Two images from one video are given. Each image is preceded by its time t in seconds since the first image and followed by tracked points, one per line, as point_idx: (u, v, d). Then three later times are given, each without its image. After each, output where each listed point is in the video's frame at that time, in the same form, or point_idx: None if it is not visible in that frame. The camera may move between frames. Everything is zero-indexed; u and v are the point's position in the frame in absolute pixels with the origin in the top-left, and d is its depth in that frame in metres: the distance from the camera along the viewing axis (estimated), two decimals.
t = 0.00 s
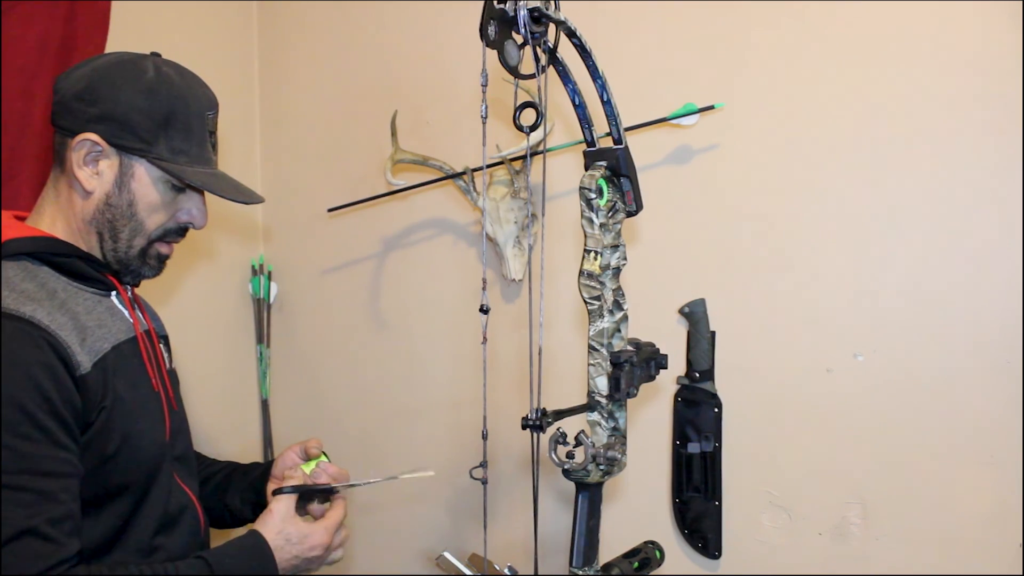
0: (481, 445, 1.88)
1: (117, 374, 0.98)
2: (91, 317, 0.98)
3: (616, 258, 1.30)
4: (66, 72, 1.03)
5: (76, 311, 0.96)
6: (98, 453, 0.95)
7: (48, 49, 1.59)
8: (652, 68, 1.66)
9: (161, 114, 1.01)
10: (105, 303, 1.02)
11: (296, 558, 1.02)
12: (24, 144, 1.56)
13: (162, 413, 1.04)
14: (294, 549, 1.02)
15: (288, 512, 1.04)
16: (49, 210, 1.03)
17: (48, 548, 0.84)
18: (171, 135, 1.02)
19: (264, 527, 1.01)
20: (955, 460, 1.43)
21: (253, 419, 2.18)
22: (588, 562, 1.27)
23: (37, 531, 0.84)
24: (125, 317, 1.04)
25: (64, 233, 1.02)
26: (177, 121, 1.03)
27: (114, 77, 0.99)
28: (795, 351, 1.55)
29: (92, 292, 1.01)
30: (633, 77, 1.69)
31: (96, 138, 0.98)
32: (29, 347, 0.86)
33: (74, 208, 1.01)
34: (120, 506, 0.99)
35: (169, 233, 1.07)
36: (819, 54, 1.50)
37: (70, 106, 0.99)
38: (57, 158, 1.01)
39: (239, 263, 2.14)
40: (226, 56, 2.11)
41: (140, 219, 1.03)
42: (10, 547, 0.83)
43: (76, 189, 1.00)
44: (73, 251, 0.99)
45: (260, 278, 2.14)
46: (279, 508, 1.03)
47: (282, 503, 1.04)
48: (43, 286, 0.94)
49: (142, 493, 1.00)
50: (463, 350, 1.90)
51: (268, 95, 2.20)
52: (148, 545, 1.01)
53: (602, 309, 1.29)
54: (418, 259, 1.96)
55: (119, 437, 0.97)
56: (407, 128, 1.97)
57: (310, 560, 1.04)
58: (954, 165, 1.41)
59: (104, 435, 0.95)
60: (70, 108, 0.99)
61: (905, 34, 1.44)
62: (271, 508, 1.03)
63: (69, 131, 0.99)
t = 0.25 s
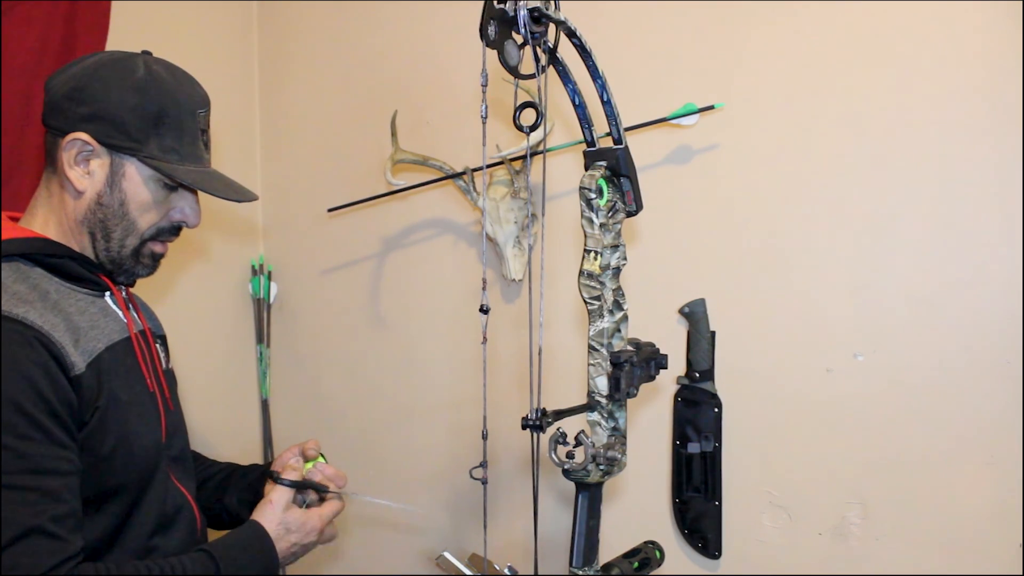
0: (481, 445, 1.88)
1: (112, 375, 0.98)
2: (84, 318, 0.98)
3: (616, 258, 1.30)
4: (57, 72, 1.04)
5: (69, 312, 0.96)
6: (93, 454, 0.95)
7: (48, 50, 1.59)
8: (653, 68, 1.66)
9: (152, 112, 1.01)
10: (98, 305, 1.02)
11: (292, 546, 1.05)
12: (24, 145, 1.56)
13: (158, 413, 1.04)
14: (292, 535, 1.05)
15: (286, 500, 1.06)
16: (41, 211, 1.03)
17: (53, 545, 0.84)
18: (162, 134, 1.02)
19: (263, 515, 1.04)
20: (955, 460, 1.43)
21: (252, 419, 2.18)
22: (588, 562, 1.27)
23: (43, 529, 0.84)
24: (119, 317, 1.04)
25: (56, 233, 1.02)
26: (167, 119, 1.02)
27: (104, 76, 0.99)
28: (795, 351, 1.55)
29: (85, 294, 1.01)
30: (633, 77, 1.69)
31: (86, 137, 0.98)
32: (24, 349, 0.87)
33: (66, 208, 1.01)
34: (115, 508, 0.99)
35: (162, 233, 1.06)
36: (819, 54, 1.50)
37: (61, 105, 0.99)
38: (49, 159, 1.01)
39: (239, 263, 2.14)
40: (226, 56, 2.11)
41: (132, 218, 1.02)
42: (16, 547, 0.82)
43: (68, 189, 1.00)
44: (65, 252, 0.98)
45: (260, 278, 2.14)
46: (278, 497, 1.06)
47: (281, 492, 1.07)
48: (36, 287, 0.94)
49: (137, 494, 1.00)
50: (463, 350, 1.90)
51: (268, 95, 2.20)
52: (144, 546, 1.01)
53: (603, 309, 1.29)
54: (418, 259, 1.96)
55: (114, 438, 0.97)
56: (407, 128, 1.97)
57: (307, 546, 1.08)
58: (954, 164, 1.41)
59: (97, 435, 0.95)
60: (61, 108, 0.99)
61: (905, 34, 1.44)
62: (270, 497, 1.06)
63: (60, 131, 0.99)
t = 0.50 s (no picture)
0: (481, 445, 1.88)
1: (109, 375, 0.98)
2: (79, 318, 0.98)
3: (616, 259, 1.30)
4: (53, 71, 1.03)
5: (65, 313, 0.96)
6: (90, 454, 0.95)
7: (48, 50, 1.58)
8: (652, 69, 1.66)
9: (148, 112, 1.01)
10: (94, 305, 1.02)
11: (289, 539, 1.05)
12: (24, 144, 1.56)
13: (155, 414, 1.04)
14: (290, 527, 1.05)
15: (282, 494, 1.07)
16: (38, 210, 1.02)
17: (46, 546, 0.84)
18: (159, 134, 1.02)
19: (259, 508, 1.04)
20: (954, 460, 1.43)
21: (252, 419, 2.17)
22: (588, 562, 1.27)
23: (36, 529, 0.84)
24: (115, 318, 1.04)
25: (53, 234, 1.02)
26: (164, 119, 1.02)
27: (101, 77, 0.99)
28: (795, 351, 1.55)
29: (81, 294, 1.01)
30: (633, 77, 1.69)
31: (83, 138, 0.98)
32: (19, 349, 0.87)
33: (63, 208, 1.01)
34: (112, 508, 0.99)
35: (159, 233, 1.07)
36: (819, 54, 1.50)
37: (57, 105, 0.98)
38: (45, 159, 1.01)
39: (239, 263, 2.14)
40: (226, 56, 2.10)
41: (129, 218, 1.02)
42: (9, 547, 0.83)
43: (64, 189, 1.00)
44: (62, 252, 0.98)
45: (260, 278, 2.14)
46: (274, 490, 1.06)
47: (277, 486, 1.07)
48: (31, 287, 0.94)
49: (134, 494, 1.00)
50: (463, 350, 1.90)
51: (268, 95, 2.20)
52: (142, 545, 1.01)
53: (602, 309, 1.29)
54: (417, 259, 1.96)
55: (111, 438, 0.97)
56: (407, 129, 1.97)
57: (307, 540, 1.07)
58: (954, 165, 1.41)
59: (94, 436, 0.95)
60: (57, 108, 0.99)
61: (905, 34, 1.44)
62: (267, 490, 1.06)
63: (56, 131, 0.99)
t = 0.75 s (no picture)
0: (481, 445, 1.88)
1: (106, 375, 0.98)
2: (76, 318, 0.98)
3: (616, 258, 1.30)
4: (51, 72, 1.04)
5: (62, 312, 0.96)
6: (87, 454, 0.95)
7: (48, 50, 1.59)
8: (652, 69, 1.66)
9: (144, 112, 1.01)
10: (92, 305, 1.02)
11: (291, 537, 1.05)
12: (24, 144, 1.56)
13: (152, 414, 1.04)
14: (288, 523, 1.05)
15: (283, 492, 1.07)
16: (35, 210, 1.03)
17: (42, 545, 0.84)
18: (155, 133, 1.02)
19: (260, 507, 1.04)
20: (954, 460, 1.43)
21: (252, 419, 2.17)
22: (588, 562, 1.27)
23: (33, 528, 0.84)
24: (112, 318, 1.04)
25: (50, 234, 1.02)
26: (160, 119, 1.02)
27: (97, 77, 0.99)
28: (795, 351, 1.55)
29: (78, 294, 1.01)
30: (633, 77, 1.69)
31: (80, 138, 0.98)
32: (16, 349, 0.87)
33: (60, 208, 1.01)
34: (109, 508, 0.99)
35: (156, 233, 1.06)
36: (819, 54, 1.50)
37: (55, 106, 0.99)
38: (43, 159, 1.01)
39: (239, 263, 2.14)
40: (225, 56, 2.10)
41: (126, 218, 1.02)
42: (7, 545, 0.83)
43: (61, 189, 1.00)
44: (58, 252, 0.98)
45: (260, 278, 2.14)
46: (274, 489, 1.06)
47: (278, 484, 1.07)
48: (28, 287, 0.94)
49: (131, 494, 1.00)
50: (463, 350, 1.90)
51: (268, 95, 2.20)
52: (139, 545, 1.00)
53: (603, 309, 1.29)
54: (417, 259, 1.96)
55: (108, 438, 0.97)
56: (407, 129, 1.97)
57: (307, 538, 1.07)
58: (953, 165, 1.41)
59: (91, 436, 0.95)
60: (55, 108, 0.99)
61: (904, 33, 1.44)
62: (267, 488, 1.06)
63: (53, 131, 0.99)
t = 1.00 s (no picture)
0: (481, 445, 1.88)
1: (104, 375, 0.98)
2: (75, 318, 0.98)
3: (616, 258, 1.30)
4: (50, 72, 1.04)
5: (60, 312, 0.96)
6: (84, 454, 0.95)
7: (48, 50, 1.59)
8: (652, 69, 1.66)
9: (143, 112, 1.01)
10: (91, 305, 1.02)
11: (291, 538, 1.05)
12: (24, 144, 1.56)
13: (151, 415, 1.04)
14: (288, 523, 1.05)
15: (283, 493, 1.07)
16: (34, 210, 1.03)
17: (39, 544, 0.84)
18: (153, 134, 1.02)
19: (259, 508, 1.04)
20: (954, 460, 1.43)
21: (252, 419, 2.17)
22: (588, 562, 1.27)
23: (30, 527, 0.84)
24: (111, 318, 1.04)
25: (49, 234, 1.02)
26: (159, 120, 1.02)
27: (96, 78, 0.99)
28: (795, 351, 1.55)
29: (76, 294, 1.01)
30: (633, 77, 1.69)
31: (78, 137, 0.98)
32: (12, 349, 0.87)
33: (59, 208, 1.01)
34: (108, 507, 0.99)
35: (155, 232, 1.06)
36: (819, 54, 1.50)
37: (53, 106, 0.99)
38: (42, 159, 1.01)
39: (239, 263, 2.14)
40: (225, 56, 2.11)
41: (125, 218, 1.02)
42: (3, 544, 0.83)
43: (60, 189, 1.00)
44: (57, 252, 0.98)
45: (260, 279, 2.14)
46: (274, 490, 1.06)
47: (278, 485, 1.07)
48: (26, 287, 0.94)
49: (130, 494, 1.00)
50: (463, 350, 1.90)
51: (268, 95, 2.20)
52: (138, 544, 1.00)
53: (603, 309, 1.29)
54: (417, 259, 1.97)
55: (105, 437, 0.97)
56: (407, 129, 1.97)
57: (308, 538, 1.07)
58: (954, 165, 1.41)
59: (89, 436, 0.95)
60: (53, 109, 0.99)
61: (904, 33, 1.44)
62: (266, 489, 1.06)
63: (52, 131, 0.99)
